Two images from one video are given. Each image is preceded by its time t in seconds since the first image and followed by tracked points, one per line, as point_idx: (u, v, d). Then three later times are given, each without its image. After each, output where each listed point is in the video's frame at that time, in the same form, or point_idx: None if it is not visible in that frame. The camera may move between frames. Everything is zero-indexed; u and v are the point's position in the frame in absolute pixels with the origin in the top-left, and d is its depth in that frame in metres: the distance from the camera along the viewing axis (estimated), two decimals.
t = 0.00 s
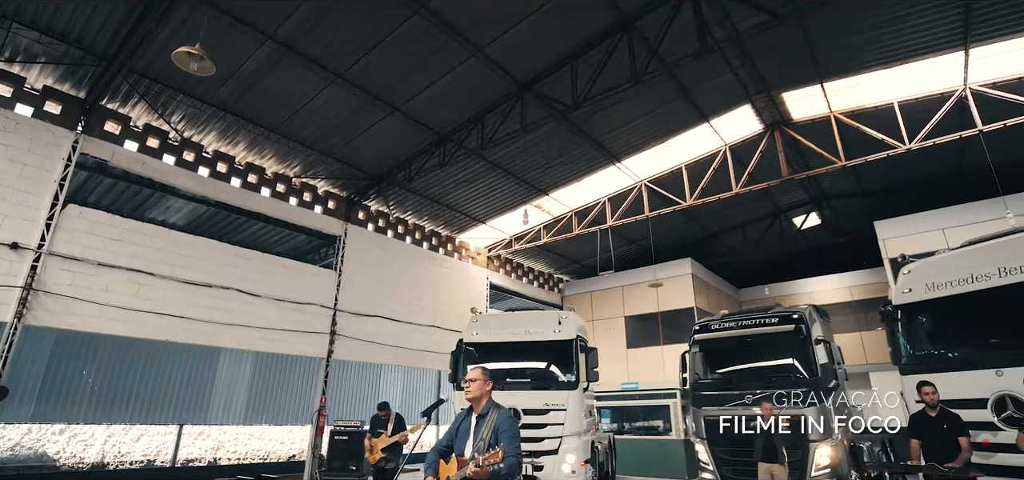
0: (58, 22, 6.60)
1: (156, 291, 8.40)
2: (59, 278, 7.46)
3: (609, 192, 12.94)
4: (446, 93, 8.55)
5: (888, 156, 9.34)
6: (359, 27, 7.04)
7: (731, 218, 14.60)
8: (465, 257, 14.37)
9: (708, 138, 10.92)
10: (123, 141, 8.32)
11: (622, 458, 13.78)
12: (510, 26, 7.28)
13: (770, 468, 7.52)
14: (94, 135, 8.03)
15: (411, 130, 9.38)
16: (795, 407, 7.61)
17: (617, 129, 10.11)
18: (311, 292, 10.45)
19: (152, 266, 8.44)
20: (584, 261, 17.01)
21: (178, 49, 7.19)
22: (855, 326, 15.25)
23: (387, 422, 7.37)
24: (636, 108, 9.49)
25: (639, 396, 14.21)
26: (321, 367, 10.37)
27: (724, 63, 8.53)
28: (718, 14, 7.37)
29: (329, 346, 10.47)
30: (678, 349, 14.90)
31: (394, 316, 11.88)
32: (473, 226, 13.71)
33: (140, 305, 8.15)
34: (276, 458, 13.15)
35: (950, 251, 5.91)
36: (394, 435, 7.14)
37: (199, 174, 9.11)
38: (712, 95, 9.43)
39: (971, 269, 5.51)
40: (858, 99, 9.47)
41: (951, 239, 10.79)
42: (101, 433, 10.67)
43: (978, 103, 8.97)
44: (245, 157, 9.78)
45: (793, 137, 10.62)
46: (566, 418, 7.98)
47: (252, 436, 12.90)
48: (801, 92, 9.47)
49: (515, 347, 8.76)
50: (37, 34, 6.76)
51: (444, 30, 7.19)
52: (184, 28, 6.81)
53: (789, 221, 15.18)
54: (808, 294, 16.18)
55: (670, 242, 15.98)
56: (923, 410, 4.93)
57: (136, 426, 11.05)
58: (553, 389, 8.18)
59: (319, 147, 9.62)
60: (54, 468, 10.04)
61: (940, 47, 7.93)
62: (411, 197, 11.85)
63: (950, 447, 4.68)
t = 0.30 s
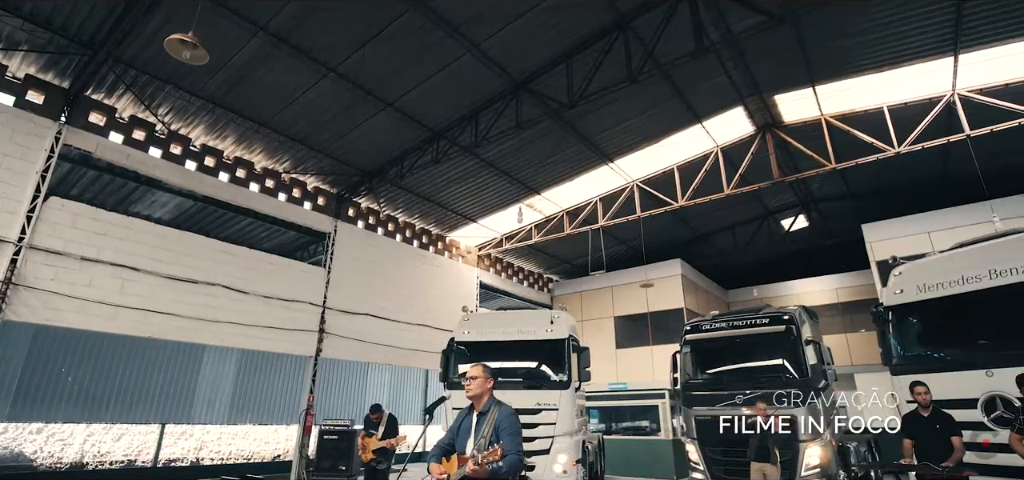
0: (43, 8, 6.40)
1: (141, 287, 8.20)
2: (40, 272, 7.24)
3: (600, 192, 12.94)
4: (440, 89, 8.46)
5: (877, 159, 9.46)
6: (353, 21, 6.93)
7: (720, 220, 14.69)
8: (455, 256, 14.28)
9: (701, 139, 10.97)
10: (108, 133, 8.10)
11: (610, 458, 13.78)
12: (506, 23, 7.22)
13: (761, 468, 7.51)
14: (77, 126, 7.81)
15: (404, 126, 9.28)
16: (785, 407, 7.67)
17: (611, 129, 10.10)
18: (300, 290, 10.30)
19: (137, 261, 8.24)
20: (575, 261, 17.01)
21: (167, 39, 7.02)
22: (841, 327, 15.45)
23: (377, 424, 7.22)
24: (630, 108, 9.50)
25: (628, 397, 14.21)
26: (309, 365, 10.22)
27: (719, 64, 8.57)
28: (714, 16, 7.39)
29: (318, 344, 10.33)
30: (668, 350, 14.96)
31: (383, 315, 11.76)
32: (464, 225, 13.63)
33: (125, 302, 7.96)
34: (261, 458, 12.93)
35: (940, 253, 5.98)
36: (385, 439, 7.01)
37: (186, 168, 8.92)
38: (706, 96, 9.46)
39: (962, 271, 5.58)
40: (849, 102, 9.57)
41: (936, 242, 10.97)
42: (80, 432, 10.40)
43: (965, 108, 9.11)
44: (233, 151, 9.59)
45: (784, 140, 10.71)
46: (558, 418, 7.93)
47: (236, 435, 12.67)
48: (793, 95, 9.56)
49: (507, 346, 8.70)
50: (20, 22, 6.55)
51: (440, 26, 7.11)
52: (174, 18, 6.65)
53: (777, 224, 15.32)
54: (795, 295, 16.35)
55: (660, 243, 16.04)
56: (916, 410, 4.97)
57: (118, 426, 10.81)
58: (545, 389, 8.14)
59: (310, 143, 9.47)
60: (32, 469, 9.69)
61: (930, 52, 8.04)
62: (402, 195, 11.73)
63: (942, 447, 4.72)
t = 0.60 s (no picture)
0: None
1: (127, 282, 8.03)
2: (23, 266, 7.05)
3: (593, 193, 12.94)
4: (435, 86, 8.40)
5: (868, 163, 9.57)
6: (349, 15, 6.84)
7: (711, 221, 14.78)
8: (447, 255, 14.20)
9: (694, 140, 11.02)
10: (94, 124, 7.92)
11: (600, 458, 13.80)
12: (503, 19, 7.18)
13: (753, 468, 7.50)
14: (63, 117, 7.63)
15: (398, 122, 9.19)
16: (777, 407, 7.65)
17: (605, 128, 10.11)
18: (290, 287, 10.17)
19: (123, 256, 8.06)
20: (566, 261, 17.01)
21: (157, 29, 6.88)
22: (828, 329, 15.62)
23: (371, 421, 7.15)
24: (624, 108, 9.51)
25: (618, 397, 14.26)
26: (298, 363, 10.10)
27: (714, 66, 8.62)
28: (710, 17, 7.42)
29: (307, 342, 10.20)
30: (658, 350, 15.02)
31: (374, 313, 11.66)
32: (455, 223, 13.55)
33: (110, 297, 7.79)
34: (245, 458, 12.82)
35: (931, 255, 6.05)
36: (379, 436, 6.95)
37: (174, 161, 8.76)
38: (700, 97, 9.51)
39: (954, 274, 5.65)
40: (840, 106, 9.67)
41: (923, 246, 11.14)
42: (61, 431, 10.19)
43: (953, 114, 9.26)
44: (223, 145, 9.44)
45: (776, 142, 10.80)
46: (550, 418, 7.91)
47: (222, 434, 12.55)
48: (787, 97, 9.63)
49: (500, 345, 8.66)
50: (5, 8, 6.36)
51: (437, 22, 7.05)
52: (165, 8, 6.52)
53: (767, 226, 15.45)
54: (783, 297, 16.51)
55: (651, 244, 16.08)
56: (908, 410, 5.05)
57: (99, 424, 10.58)
58: (537, 388, 8.11)
59: (301, 138, 9.35)
60: (10, 468, 9.47)
61: (921, 57, 8.15)
62: (393, 192, 11.62)
63: (935, 447, 4.78)
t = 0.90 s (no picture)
0: None
1: (113, 275, 7.86)
2: (4, 258, 6.85)
3: (586, 191, 12.92)
4: (430, 80, 8.31)
5: (859, 165, 9.66)
6: (344, 6, 6.73)
7: (703, 221, 14.85)
8: (438, 252, 14.10)
9: (688, 140, 11.04)
10: (79, 114, 7.73)
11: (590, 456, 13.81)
12: (501, 14, 7.11)
13: (747, 466, 7.49)
14: (47, 105, 7.43)
15: (391, 117, 9.08)
16: (768, 405, 7.68)
17: (600, 126, 10.08)
18: (279, 282, 10.03)
19: (108, 249, 7.88)
20: (558, 259, 16.99)
21: (146, 17, 6.72)
22: (817, 329, 15.78)
23: (363, 416, 7.07)
24: (619, 106, 9.49)
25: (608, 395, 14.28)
26: (288, 360, 9.97)
27: (709, 65, 8.63)
28: (708, 16, 7.42)
29: (297, 339, 10.07)
30: (649, 349, 15.06)
31: (365, 309, 11.54)
32: (448, 220, 13.46)
33: (94, 291, 7.61)
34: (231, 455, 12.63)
35: (923, 256, 6.09)
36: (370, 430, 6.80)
37: (162, 153, 8.59)
38: (695, 96, 9.52)
39: (946, 274, 5.67)
40: (833, 107, 9.74)
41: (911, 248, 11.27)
42: (42, 428, 9.89)
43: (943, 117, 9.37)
44: (212, 137, 9.27)
45: (769, 143, 10.86)
46: (543, 415, 7.86)
47: (207, 432, 12.36)
48: (781, 98, 9.68)
49: (492, 343, 8.61)
50: None
51: (434, 15, 6.96)
52: None
53: (758, 226, 15.55)
54: (772, 298, 16.64)
55: (643, 243, 16.10)
56: (902, 408, 5.03)
57: (82, 421, 10.33)
58: (530, 386, 8.06)
59: (293, 131, 9.21)
60: None
61: (914, 60, 8.23)
62: (385, 188, 11.50)
63: (927, 445, 4.76)
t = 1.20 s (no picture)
0: None
1: (98, 270, 7.68)
2: None
3: (579, 188, 12.87)
4: (425, 74, 8.20)
5: (852, 163, 9.70)
6: None
7: (696, 219, 14.86)
8: (431, 248, 13.98)
9: (682, 136, 11.04)
10: (63, 104, 7.54)
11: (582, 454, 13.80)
12: (497, 6, 7.03)
13: (743, 463, 7.54)
14: (30, 94, 7.23)
15: (384, 110, 8.96)
16: (761, 402, 7.70)
17: (595, 122, 10.03)
18: (269, 278, 9.87)
19: (93, 243, 7.70)
20: (550, 257, 16.93)
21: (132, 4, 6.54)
22: (807, 327, 15.88)
23: (353, 412, 6.92)
24: (614, 102, 9.44)
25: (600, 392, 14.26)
26: (278, 357, 9.82)
27: (705, 61, 8.62)
28: (704, 12, 7.39)
29: (288, 335, 9.93)
30: (641, 347, 15.07)
31: (356, 306, 11.41)
32: (440, 216, 13.35)
33: (79, 285, 7.43)
34: (219, 454, 12.57)
35: (917, 253, 6.12)
36: (361, 425, 6.72)
37: (149, 145, 8.41)
38: (690, 92, 9.51)
39: (941, 271, 5.69)
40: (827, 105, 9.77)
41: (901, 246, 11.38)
42: (24, 426, 9.66)
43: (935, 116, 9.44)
44: (201, 130, 9.09)
45: (763, 141, 10.88)
46: (538, 413, 7.81)
47: (195, 430, 12.24)
48: (775, 95, 9.69)
49: (486, 340, 8.53)
50: None
51: (429, 6, 6.85)
52: None
53: (750, 224, 15.61)
54: (763, 295, 16.73)
55: (635, 241, 16.10)
56: (900, 404, 5.13)
57: (66, 419, 10.10)
58: (524, 383, 8.01)
59: (284, 124, 9.05)
60: None
61: (908, 59, 8.26)
62: (377, 183, 11.37)
63: (924, 439, 4.83)
